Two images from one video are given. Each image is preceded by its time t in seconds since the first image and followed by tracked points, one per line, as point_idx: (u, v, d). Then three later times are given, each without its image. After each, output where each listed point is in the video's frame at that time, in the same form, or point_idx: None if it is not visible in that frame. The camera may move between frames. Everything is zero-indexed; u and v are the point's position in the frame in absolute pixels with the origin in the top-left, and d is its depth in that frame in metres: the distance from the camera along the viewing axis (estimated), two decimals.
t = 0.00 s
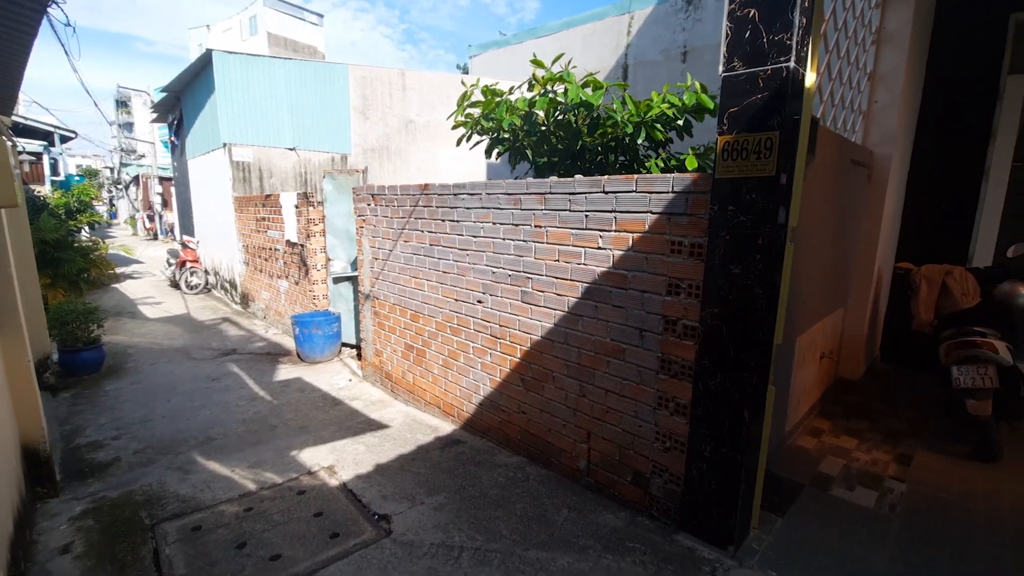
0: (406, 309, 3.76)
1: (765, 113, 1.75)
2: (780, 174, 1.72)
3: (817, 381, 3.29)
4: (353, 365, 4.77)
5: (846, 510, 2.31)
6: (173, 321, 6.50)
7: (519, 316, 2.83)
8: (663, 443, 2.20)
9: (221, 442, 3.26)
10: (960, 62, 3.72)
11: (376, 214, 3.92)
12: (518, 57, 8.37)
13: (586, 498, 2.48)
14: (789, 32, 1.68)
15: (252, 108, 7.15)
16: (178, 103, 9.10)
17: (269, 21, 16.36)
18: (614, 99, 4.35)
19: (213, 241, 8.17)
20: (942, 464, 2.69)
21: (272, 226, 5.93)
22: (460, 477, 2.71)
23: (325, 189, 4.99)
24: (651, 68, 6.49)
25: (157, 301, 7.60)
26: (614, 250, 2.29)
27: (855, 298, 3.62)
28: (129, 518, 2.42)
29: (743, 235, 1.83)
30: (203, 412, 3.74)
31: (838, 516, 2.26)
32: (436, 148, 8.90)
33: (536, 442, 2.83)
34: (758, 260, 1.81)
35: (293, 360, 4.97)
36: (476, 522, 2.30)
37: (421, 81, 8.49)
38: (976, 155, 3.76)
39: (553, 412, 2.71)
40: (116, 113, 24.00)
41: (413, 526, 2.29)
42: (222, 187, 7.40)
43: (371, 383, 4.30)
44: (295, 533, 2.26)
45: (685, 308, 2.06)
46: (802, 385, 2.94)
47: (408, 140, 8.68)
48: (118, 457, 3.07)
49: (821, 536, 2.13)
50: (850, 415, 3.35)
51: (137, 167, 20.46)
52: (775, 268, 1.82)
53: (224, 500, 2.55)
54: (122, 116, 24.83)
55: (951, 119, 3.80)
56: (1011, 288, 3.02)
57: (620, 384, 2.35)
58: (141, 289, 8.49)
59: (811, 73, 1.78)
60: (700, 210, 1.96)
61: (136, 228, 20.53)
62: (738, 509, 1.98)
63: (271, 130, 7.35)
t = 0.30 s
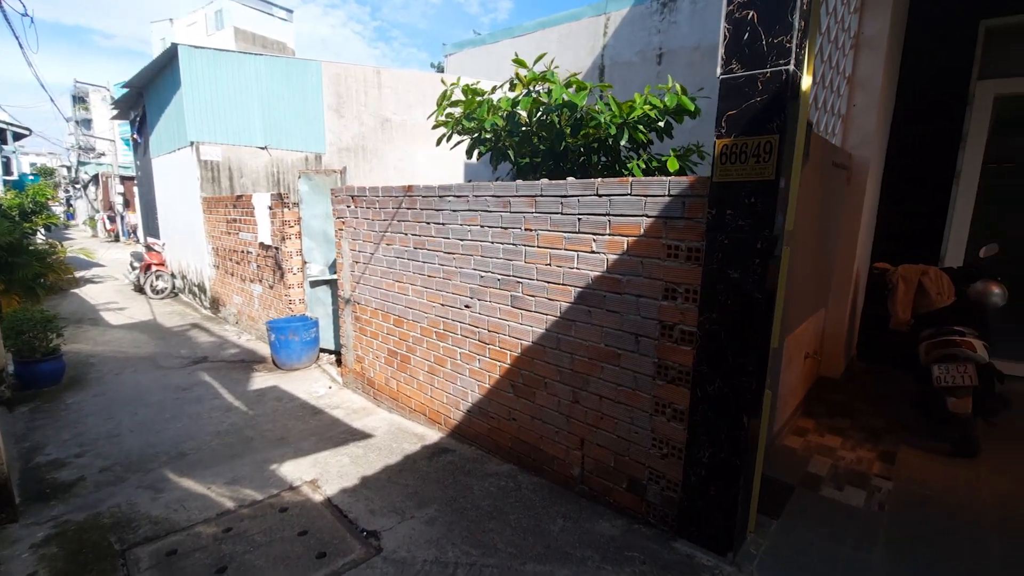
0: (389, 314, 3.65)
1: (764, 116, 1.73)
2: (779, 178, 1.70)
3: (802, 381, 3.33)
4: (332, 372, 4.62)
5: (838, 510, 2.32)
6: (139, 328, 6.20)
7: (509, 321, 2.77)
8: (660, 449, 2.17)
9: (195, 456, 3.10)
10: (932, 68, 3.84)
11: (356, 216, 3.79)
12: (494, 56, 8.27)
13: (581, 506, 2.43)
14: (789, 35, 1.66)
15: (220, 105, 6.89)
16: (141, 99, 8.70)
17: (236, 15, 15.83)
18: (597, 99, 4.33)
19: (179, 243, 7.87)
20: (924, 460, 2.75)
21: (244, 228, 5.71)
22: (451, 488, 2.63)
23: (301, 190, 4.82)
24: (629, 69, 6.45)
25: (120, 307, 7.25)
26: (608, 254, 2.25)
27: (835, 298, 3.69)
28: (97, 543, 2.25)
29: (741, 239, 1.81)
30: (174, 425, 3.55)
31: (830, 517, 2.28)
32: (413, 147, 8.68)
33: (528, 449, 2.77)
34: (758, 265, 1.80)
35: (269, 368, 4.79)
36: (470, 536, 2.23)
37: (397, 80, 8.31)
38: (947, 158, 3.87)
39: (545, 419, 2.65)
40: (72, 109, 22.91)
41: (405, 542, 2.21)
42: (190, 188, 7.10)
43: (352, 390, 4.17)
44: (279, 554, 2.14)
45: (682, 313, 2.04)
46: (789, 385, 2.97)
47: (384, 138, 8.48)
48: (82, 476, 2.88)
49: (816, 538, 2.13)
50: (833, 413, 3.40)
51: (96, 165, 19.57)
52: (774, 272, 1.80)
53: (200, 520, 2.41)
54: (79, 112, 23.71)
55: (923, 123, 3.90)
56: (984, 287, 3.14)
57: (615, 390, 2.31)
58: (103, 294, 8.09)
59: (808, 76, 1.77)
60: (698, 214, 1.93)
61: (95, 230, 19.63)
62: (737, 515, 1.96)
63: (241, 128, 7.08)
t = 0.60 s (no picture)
0: (369, 319, 3.57)
1: (750, 122, 1.75)
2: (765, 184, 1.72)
3: (780, 380, 3.40)
4: (309, 379, 4.50)
5: (819, 507, 2.37)
6: (101, 335, 5.93)
7: (494, 326, 2.73)
8: (648, 453, 2.18)
9: (166, 471, 2.97)
10: (899, 75, 3.98)
11: (334, 219, 3.70)
12: (470, 57, 8.15)
13: (569, 512, 2.42)
14: (775, 42, 1.68)
15: (186, 103, 6.65)
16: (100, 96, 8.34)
17: (200, 10, 15.30)
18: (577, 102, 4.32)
19: (144, 246, 7.55)
20: (897, 455, 2.84)
21: (214, 231, 5.52)
22: (436, 497, 2.59)
23: (273, 192, 4.68)
24: (604, 71, 6.46)
25: (80, 314, 6.92)
26: (594, 258, 2.24)
27: (809, 298, 3.78)
28: (62, 568, 2.13)
29: (729, 244, 1.82)
30: (142, 438, 3.39)
31: (812, 514, 2.33)
32: (388, 147, 8.43)
33: (514, 455, 2.74)
34: (744, 269, 1.81)
35: (242, 375, 4.63)
36: (458, 546, 2.19)
37: (371, 78, 8.11)
38: (913, 161, 4.01)
39: (531, 425, 2.63)
40: (25, 106, 21.83)
41: (391, 555, 2.15)
42: (154, 188, 6.84)
43: (330, 397, 4.07)
44: (260, 572, 2.06)
45: (669, 317, 2.04)
46: (768, 384, 3.03)
47: (359, 138, 8.27)
48: (43, 495, 2.72)
49: (801, 536, 2.17)
50: (809, 410, 3.48)
51: (51, 165, 18.67)
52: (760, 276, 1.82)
53: (174, 539, 2.30)
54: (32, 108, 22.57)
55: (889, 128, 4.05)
56: (950, 287, 3.24)
57: (602, 394, 2.31)
58: (61, 300, 7.71)
59: (791, 83, 1.80)
60: (685, 219, 1.94)
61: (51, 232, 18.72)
62: (726, 517, 1.98)
63: (208, 127, 6.85)
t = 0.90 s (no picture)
0: (349, 324, 3.49)
1: (737, 128, 1.77)
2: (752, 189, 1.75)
3: (758, 378, 3.47)
4: (285, 386, 4.37)
5: (801, 503, 2.43)
6: (61, 343, 5.64)
7: (479, 330, 2.70)
8: (637, 455, 2.19)
9: (137, 486, 2.84)
10: (867, 80, 4.11)
11: (311, 221, 3.60)
12: (444, 57, 8.01)
13: (558, 516, 2.41)
14: (761, 49, 1.71)
15: (150, 100, 6.40)
16: (57, 91, 7.95)
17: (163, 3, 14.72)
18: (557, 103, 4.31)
19: (106, 248, 7.22)
20: (872, 450, 2.93)
21: (182, 234, 5.32)
22: (423, 505, 2.55)
23: (246, 193, 4.51)
24: (580, 72, 6.47)
25: (38, 320, 6.58)
26: (582, 262, 2.24)
27: (785, 297, 3.87)
28: None
29: (716, 247, 1.84)
30: (110, 451, 3.24)
31: (795, 510, 2.38)
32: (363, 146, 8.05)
33: (502, 460, 2.72)
34: (731, 273, 1.84)
35: (214, 383, 4.48)
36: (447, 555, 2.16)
37: (345, 75, 7.76)
38: (880, 164, 4.15)
39: (519, 429, 2.62)
40: None
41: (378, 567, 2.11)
42: (117, 188, 6.56)
43: (309, 404, 3.96)
44: None
45: (657, 321, 2.05)
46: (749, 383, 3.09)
47: (332, 139, 7.91)
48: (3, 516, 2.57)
49: (785, 533, 2.22)
50: (786, 407, 3.57)
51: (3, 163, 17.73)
52: (747, 279, 1.84)
53: (148, 559, 2.20)
54: None
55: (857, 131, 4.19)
56: (917, 286, 3.38)
57: (591, 398, 2.31)
58: (17, 306, 7.32)
59: (775, 89, 1.83)
60: (673, 223, 1.95)
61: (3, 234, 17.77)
62: (714, 518, 2.00)
63: (174, 125, 6.59)
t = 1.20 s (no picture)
0: (331, 329, 3.41)
1: (728, 133, 1.79)
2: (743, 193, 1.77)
3: (740, 377, 3.54)
4: (263, 393, 4.25)
5: (786, 500, 2.49)
6: (19, 352, 5.35)
7: (468, 334, 2.68)
8: (629, 457, 2.20)
9: (109, 502, 2.71)
10: (838, 85, 4.24)
11: (290, 223, 3.50)
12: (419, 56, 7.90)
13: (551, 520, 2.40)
14: (751, 56, 1.74)
15: (113, 97, 6.14)
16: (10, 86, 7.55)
17: None
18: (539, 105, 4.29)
19: (66, 251, 6.88)
20: (850, 444, 3.02)
21: (150, 236, 5.11)
22: (413, 512, 2.50)
23: (218, 194, 4.37)
24: (557, 72, 6.49)
25: None
26: (573, 265, 2.23)
27: (763, 296, 3.96)
28: None
29: (708, 251, 1.86)
30: (77, 466, 3.08)
31: (781, 506, 2.43)
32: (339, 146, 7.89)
33: (492, 465, 2.70)
34: (723, 275, 1.86)
35: (187, 391, 4.32)
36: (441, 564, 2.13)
37: (318, 74, 7.52)
38: (851, 167, 4.29)
39: (509, 433, 2.60)
40: None
41: None
42: (78, 188, 6.25)
43: (288, 412, 3.86)
44: None
45: (649, 323, 2.07)
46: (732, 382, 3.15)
47: (307, 138, 7.66)
48: None
49: (773, 529, 2.26)
50: (766, 404, 3.65)
51: None
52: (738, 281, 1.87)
53: None
54: None
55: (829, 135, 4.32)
56: (889, 285, 3.50)
57: (582, 401, 2.31)
58: None
59: (763, 95, 1.86)
60: (664, 226, 1.96)
61: None
62: (706, 517, 2.03)
63: (139, 122, 6.33)
